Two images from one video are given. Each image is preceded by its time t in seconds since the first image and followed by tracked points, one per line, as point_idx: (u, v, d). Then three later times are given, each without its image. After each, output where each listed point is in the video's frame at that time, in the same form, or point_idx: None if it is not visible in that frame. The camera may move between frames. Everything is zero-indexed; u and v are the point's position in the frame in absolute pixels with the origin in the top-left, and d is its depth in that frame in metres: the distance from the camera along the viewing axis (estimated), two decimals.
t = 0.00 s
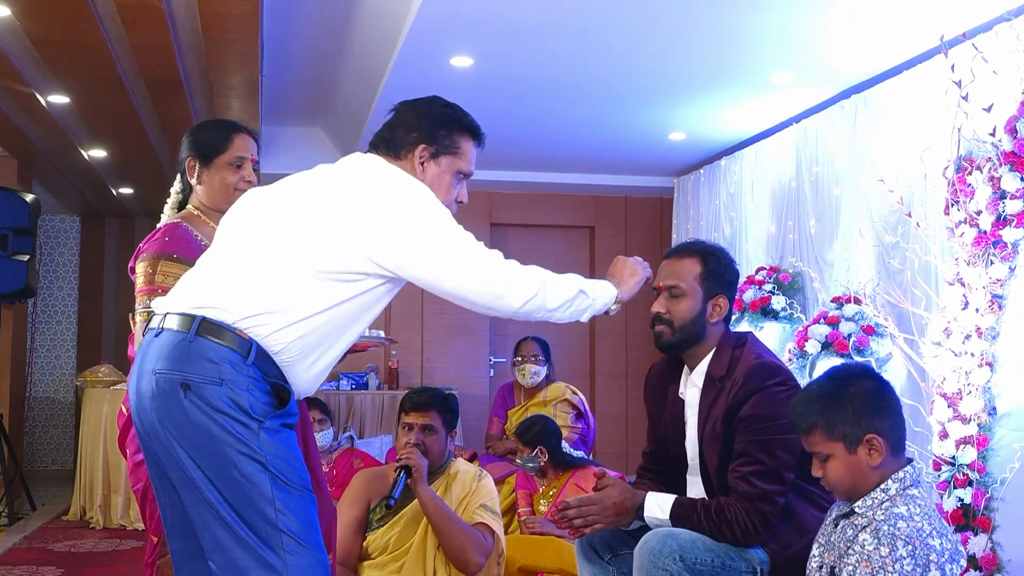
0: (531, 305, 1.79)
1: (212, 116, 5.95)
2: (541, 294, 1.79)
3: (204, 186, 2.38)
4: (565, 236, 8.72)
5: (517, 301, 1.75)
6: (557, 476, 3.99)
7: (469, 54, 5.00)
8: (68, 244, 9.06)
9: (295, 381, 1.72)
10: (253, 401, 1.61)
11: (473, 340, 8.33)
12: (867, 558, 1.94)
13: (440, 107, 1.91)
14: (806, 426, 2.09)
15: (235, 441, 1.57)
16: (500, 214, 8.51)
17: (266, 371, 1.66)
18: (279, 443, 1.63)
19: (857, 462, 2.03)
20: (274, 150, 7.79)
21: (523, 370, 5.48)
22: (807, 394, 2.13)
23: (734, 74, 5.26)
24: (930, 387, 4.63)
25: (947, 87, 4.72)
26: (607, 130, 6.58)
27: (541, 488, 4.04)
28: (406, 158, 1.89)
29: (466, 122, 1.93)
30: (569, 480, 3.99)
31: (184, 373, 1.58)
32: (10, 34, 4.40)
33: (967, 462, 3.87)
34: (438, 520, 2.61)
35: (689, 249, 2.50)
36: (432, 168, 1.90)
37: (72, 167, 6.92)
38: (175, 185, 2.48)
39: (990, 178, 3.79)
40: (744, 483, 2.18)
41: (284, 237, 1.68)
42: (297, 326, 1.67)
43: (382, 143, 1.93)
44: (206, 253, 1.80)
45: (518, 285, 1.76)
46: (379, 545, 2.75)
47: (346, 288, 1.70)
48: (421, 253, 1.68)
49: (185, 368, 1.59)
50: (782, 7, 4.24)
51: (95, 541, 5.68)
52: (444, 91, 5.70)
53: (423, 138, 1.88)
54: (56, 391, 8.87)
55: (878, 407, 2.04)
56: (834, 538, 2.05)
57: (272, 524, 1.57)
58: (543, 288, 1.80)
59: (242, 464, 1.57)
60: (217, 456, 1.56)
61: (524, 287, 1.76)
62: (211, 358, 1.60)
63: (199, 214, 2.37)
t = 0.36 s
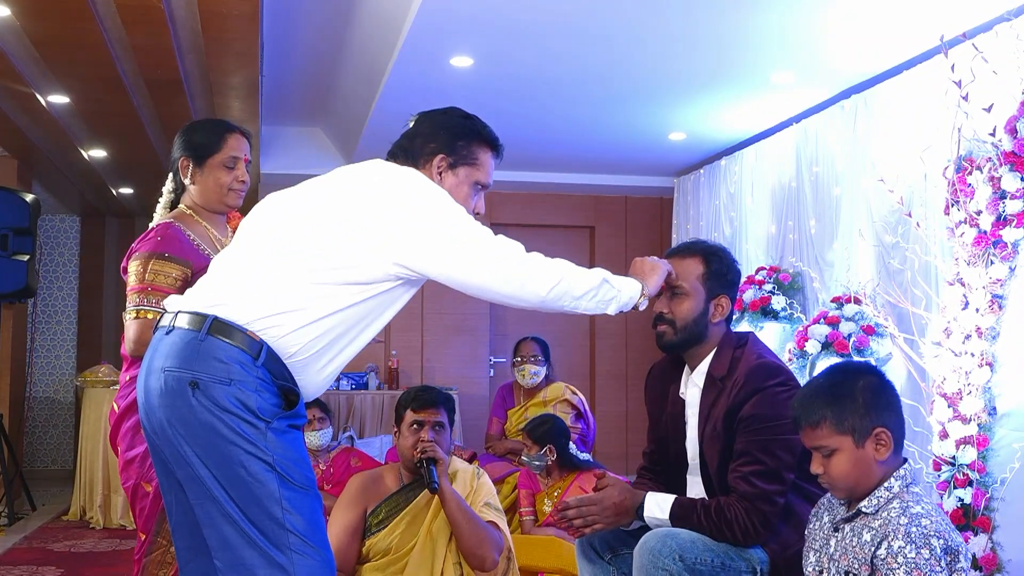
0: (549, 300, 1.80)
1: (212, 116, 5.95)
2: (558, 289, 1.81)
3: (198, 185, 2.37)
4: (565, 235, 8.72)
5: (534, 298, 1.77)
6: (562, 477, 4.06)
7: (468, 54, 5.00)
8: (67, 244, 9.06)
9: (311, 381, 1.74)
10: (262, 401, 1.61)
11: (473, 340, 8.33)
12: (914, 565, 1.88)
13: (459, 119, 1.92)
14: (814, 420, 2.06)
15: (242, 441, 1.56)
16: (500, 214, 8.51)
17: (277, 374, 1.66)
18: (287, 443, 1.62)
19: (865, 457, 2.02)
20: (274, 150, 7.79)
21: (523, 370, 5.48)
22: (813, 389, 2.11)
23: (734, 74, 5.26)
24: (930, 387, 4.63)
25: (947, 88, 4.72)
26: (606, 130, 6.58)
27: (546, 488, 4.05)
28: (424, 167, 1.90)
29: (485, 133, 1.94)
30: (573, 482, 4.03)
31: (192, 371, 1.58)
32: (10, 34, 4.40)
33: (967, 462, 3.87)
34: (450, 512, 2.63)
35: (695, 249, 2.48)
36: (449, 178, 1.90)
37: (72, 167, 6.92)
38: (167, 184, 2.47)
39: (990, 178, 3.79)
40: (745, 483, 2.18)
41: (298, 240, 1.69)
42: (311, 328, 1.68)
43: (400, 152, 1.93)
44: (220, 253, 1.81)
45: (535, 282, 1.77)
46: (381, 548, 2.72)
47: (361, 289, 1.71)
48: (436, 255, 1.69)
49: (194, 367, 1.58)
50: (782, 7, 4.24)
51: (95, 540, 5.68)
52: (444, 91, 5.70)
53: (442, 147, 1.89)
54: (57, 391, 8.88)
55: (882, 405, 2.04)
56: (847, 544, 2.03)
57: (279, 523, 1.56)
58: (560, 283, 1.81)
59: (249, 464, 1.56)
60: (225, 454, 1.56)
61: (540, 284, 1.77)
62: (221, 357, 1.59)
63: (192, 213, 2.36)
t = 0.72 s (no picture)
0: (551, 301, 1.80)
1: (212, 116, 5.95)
2: (561, 291, 1.80)
3: (189, 183, 2.37)
4: (565, 235, 8.71)
5: (536, 300, 1.77)
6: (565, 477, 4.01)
7: (468, 54, 4.99)
8: (67, 244, 9.06)
9: (313, 382, 1.74)
10: (264, 401, 1.61)
11: (473, 340, 8.32)
12: (914, 566, 1.88)
13: (462, 120, 1.92)
14: (821, 400, 2.10)
15: (244, 442, 1.56)
16: (500, 215, 8.51)
17: (280, 375, 1.66)
18: (289, 444, 1.62)
19: (858, 450, 2.04)
20: (274, 150, 7.79)
21: (523, 370, 5.47)
22: (830, 374, 2.14)
23: (734, 74, 5.26)
24: (930, 387, 4.63)
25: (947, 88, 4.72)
26: (607, 130, 6.58)
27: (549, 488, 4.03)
28: (428, 169, 1.90)
29: (489, 136, 1.94)
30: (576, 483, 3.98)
31: (194, 372, 1.58)
32: (10, 34, 4.40)
33: (967, 462, 3.87)
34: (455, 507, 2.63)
35: (696, 249, 2.48)
36: (452, 180, 1.91)
37: (72, 167, 6.91)
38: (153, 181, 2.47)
39: (990, 178, 3.79)
40: (745, 483, 2.18)
41: (300, 242, 1.69)
42: (314, 329, 1.68)
43: (404, 153, 1.93)
44: (222, 252, 1.81)
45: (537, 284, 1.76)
46: (384, 551, 2.71)
47: (364, 290, 1.71)
48: (438, 256, 1.69)
49: (196, 367, 1.58)
50: (782, 7, 4.24)
51: (95, 540, 5.68)
52: (444, 91, 5.70)
53: (445, 149, 1.89)
54: (57, 391, 8.88)
55: (891, 407, 2.05)
56: (846, 547, 2.02)
57: (281, 524, 1.57)
58: (563, 285, 1.80)
59: (251, 464, 1.56)
60: (227, 454, 1.56)
61: (542, 286, 1.77)
62: (222, 358, 1.59)
63: (182, 209, 2.36)
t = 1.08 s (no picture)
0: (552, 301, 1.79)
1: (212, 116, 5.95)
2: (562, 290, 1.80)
3: (186, 184, 2.37)
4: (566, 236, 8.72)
5: (539, 299, 1.77)
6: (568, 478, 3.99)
7: (468, 54, 4.99)
8: (67, 244, 9.06)
9: (314, 382, 1.74)
10: (265, 401, 1.61)
11: (473, 340, 8.32)
12: (911, 564, 1.87)
13: (463, 121, 1.92)
14: (824, 396, 2.11)
15: (245, 442, 1.56)
16: (500, 215, 8.50)
17: (281, 374, 1.66)
18: (290, 443, 1.62)
19: (859, 449, 2.04)
20: (274, 150, 7.78)
21: (523, 370, 5.47)
22: (835, 372, 2.15)
23: (733, 74, 5.26)
24: (930, 387, 4.63)
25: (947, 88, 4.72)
26: (607, 130, 6.58)
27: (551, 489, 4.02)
28: (429, 170, 1.90)
29: (491, 137, 1.94)
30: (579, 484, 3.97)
31: (196, 371, 1.58)
32: (10, 34, 4.40)
33: (967, 462, 3.87)
34: (455, 509, 2.63)
35: (696, 249, 2.48)
36: (454, 181, 1.91)
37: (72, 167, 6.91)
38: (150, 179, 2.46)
39: (990, 178, 3.79)
40: (745, 483, 2.18)
41: (303, 242, 1.69)
42: (316, 329, 1.68)
43: (406, 154, 1.93)
44: (223, 254, 1.81)
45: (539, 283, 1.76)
46: (384, 552, 2.71)
47: (365, 290, 1.71)
48: (440, 255, 1.69)
49: (198, 367, 1.58)
50: (782, 7, 4.23)
51: (94, 541, 5.68)
52: (444, 92, 5.70)
53: (446, 150, 1.89)
54: (57, 392, 8.88)
55: (894, 408, 2.06)
56: (845, 547, 2.02)
57: (282, 524, 1.56)
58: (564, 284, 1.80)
59: (251, 464, 1.56)
60: (228, 454, 1.56)
61: (544, 285, 1.76)
62: (224, 358, 1.59)
63: (177, 210, 2.36)
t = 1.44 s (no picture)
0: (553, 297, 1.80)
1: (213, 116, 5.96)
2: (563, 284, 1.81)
3: (187, 185, 2.37)
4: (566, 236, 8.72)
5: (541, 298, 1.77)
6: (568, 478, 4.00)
7: (468, 54, 4.99)
8: (67, 244, 9.06)
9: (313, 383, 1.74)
10: (265, 399, 1.61)
11: (473, 340, 8.32)
12: (911, 563, 1.89)
13: (464, 122, 1.92)
14: (827, 394, 2.13)
15: (245, 441, 1.56)
16: (500, 215, 8.50)
17: (282, 374, 1.66)
18: (290, 443, 1.62)
19: (858, 447, 2.06)
20: (274, 150, 7.78)
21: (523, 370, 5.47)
22: (838, 370, 2.17)
23: (733, 74, 5.26)
24: (930, 387, 4.63)
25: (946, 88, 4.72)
26: (607, 130, 6.58)
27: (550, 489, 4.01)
28: (431, 171, 1.90)
29: (491, 138, 1.94)
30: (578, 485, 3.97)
31: (196, 370, 1.58)
32: (10, 34, 4.40)
33: (967, 462, 3.87)
34: (454, 510, 2.63)
35: (697, 249, 2.48)
36: (455, 182, 1.91)
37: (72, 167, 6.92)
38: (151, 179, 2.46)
39: (990, 178, 3.79)
40: (745, 483, 2.18)
41: (304, 243, 1.69)
42: (315, 329, 1.68)
43: (407, 155, 1.93)
44: (223, 255, 1.81)
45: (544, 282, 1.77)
46: (383, 552, 2.71)
47: (365, 290, 1.71)
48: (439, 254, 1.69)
49: (198, 366, 1.58)
50: (781, 7, 4.23)
51: (94, 541, 5.68)
52: (444, 92, 5.70)
53: (447, 151, 1.89)
54: (57, 391, 8.87)
55: (895, 410, 2.07)
56: (843, 546, 2.04)
57: (282, 523, 1.56)
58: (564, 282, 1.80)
59: (252, 464, 1.56)
60: (229, 454, 1.56)
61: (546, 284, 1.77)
62: (224, 357, 1.59)
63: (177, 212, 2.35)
